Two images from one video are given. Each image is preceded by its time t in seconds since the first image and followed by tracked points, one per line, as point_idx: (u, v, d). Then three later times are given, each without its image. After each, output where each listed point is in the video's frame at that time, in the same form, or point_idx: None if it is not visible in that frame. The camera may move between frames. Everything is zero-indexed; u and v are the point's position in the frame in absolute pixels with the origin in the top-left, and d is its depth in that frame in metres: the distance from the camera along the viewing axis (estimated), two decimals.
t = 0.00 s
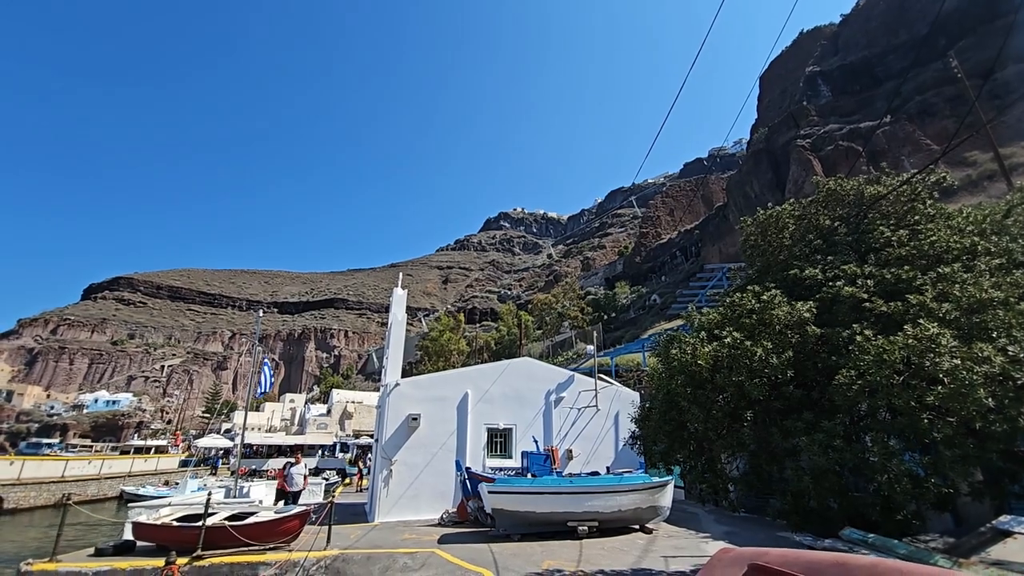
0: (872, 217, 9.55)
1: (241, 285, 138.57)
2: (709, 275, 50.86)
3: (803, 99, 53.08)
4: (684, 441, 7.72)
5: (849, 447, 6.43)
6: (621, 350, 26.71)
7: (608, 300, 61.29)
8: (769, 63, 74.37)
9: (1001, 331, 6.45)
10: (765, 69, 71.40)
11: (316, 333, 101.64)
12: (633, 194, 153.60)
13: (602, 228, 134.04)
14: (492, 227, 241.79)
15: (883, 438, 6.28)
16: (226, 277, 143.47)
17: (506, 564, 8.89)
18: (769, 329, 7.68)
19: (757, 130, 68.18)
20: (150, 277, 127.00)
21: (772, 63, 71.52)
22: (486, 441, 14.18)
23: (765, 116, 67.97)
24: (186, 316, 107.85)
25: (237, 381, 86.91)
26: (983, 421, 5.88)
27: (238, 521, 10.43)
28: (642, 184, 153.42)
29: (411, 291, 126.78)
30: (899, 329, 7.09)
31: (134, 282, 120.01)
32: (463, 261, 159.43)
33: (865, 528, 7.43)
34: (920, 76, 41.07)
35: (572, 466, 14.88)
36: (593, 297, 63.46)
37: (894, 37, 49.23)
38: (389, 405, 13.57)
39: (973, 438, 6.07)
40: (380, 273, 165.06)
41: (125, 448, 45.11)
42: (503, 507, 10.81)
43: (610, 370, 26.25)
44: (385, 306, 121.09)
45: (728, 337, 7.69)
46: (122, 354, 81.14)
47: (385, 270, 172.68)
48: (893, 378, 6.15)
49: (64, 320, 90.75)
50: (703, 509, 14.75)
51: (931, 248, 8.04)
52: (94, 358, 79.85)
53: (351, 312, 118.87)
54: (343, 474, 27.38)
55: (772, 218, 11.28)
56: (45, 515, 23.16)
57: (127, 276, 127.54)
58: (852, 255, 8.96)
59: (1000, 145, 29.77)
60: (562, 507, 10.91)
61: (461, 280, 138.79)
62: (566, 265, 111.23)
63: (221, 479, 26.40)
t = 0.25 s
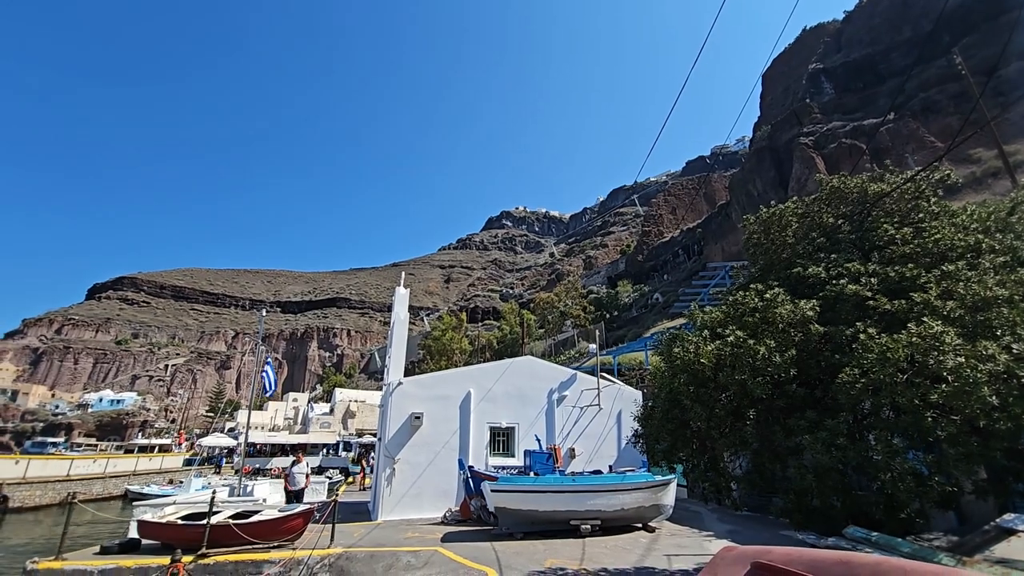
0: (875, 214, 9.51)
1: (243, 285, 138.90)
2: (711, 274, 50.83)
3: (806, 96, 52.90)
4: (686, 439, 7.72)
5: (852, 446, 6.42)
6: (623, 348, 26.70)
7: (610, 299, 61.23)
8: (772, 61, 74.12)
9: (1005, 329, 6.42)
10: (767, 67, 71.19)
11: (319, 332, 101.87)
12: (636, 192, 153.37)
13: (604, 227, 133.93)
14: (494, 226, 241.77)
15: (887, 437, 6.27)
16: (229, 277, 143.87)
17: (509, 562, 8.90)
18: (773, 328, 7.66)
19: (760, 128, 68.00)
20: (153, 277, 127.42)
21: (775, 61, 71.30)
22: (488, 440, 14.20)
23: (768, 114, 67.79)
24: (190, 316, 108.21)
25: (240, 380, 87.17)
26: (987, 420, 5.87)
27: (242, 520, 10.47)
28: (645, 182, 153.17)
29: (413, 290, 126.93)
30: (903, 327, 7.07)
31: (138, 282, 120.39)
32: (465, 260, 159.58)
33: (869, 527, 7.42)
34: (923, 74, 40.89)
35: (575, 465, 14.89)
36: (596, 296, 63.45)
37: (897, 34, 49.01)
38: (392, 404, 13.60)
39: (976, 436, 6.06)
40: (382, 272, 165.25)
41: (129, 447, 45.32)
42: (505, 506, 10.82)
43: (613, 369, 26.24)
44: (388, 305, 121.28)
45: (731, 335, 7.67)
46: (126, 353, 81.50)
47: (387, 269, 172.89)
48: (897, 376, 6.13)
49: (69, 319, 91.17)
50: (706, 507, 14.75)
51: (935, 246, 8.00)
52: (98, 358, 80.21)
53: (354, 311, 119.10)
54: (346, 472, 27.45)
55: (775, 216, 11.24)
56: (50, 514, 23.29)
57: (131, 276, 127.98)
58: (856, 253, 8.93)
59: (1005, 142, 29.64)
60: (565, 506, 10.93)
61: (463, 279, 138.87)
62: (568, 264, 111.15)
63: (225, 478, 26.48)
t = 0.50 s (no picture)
0: (879, 211, 9.46)
1: (247, 283, 139.22)
2: (714, 271, 50.77)
3: (810, 92, 52.66)
4: (689, 437, 7.71)
5: (856, 443, 6.41)
6: (626, 346, 26.69)
7: (613, 297, 61.16)
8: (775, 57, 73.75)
9: (1010, 326, 6.39)
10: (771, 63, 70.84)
11: (322, 330, 102.09)
12: (638, 189, 152.97)
13: (607, 225, 133.73)
14: (497, 224, 241.51)
15: (890, 434, 6.25)
16: (232, 275, 144.30)
17: (512, 559, 8.92)
18: (776, 325, 7.64)
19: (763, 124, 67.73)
20: (157, 275, 127.89)
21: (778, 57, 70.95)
22: (491, 438, 14.23)
23: (771, 110, 67.52)
24: (194, 314, 108.62)
25: (244, 378, 87.51)
26: (991, 417, 5.85)
27: (247, 516, 10.53)
28: (647, 180, 152.81)
29: (416, 288, 127.02)
30: (908, 324, 7.04)
31: (142, 280, 120.85)
32: (467, 258, 159.57)
33: (873, 524, 7.39)
34: (928, 69, 40.64)
35: (578, 462, 14.91)
36: (598, 293, 63.44)
37: (902, 29, 48.70)
38: (395, 401, 13.63)
39: (980, 433, 6.04)
40: (384, 270, 165.48)
41: (134, 444, 45.61)
42: (508, 502, 10.86)
43: (616, 366, 26.19)
44: (390, 303, 121.47)
45: (734, 332, 7.67)
46: (130, 351, 81.92)
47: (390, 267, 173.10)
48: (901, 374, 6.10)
49: (74, 318, 91.63)
50: (709, 505, 14.76)
51: (940, 242, 7.96)
52: (103, 356, 80.69)
53: (356, 309, 119.34)
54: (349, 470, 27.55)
55: (779, 214, 11.22)
56: (56, 510, 23.46)
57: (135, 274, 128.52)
58: (859, 250, 8.90)
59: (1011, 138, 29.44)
60: (567, 502, 10.96)
61: (465, 277, 138.91)
62: (570, 262, 111.04)
63: (229, 475, 26.59)
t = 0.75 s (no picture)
0: (885, 207, 9.42)
1: (250, 281, 139.69)
2: (718, 267, 50.67)
3: (815, 87, 52.37)
4: (692, 433, 7.69)
5: (860, 439, 6.41)
6: (629, 343, 26.69)
7: (615, 294, 61.14)
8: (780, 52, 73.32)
9: (1016, 322, 6.36)
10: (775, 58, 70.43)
11: (326, 328, 102.37)
12: (641, 185, 152.57)
13: (609, 221, 133.53)
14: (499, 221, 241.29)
15: (895, 430, 6.24)
16: (236, 273, 144.76)
17: (515, 554, 8.96)
18: (780, 321, 7.63)
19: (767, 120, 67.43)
20: (161, 273, 128.39)
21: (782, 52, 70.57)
22: (494, 434, 14.27)
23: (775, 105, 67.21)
24: (198, 311, 109.09)
25: (248, 375, 87.88)
26: (997, 413, 5.83)
27: (253, 512, 10.60)
28: (650, 176, 152.36)
29: (418, 285, 127.19)
30: (912, 320, 7.02)
31: (146, 278, 121.37)
32: (470, 255, 159.58)
33: (877, 520, 7.39)
34: (934, 63, 40.36)
35: (581, 459, 14.94)
36: (601, 290, 63.40)
37: (907, 23, 48.33)
38: (398, 398, 13.67)
39: (986, 429, 6.02)
40: (387, 267, 165.68)
41: (140, 441, 45.94)
42: (511, 498, 10.89)
43: (618, 363, 26.20)
44: (393, 300, 121.71)
45: (738, 329, 7.66)
46: (136, 348, 82.36)
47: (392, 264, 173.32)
48: (907, 369, 6.09)
49: (79, 315, 92.15)
50: (712, 501, 14.78)
51: (946, 238, 7.91)
52: (109, 353, 81.17)
53: (360, 306, 119.63)
54: (353, 466, 27.70)
55: (782, 210, 11.19)
56: (63, 507, 23.67)
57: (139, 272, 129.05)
58: (864, 246, 8.87)
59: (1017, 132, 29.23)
60: (571, 499, 10.98)
61: (468, 274, 139.03)
62: (573, 259, 110.96)
63: (234, 471, 26.76)
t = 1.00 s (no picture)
0: (891, 200, 9.34)
1: (254, 278, 140.21)
2: (722, 262, 50.54)
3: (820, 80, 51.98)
4: (696, 428, 7.69)
5: (865, 434, 6.40)
6: (632, 338, 26.68)
7: (619, 289, 61.06)
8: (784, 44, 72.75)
9: None
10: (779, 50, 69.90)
11: (329, 323, 102.69)
12: (644, 180, 152.06)
13: (612, 216, 133.24)
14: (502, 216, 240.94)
15: (900, 425, 6.22)
16: (239, 269, 145.21)
17: (519, 548, 9.01)
18: (784, 316, 7.61)
19: (771, 113, 67.00)
20: (166, 270, 128.93)
21: (787, 45, 70.03)
22: (497, 429, 14.31)
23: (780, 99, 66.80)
24: (202, 308, 109.53)
25: (253, 371, 88.30)
26: (1004, 407, 5.79)
27: (259, 506, 10.68)
28: (654, 170, 151.73)
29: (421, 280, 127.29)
30: (918, 314, 7.00)
31: (151, 275, 121.89)
32: (472, 251, 159.56)
33: (881, 514, 7.38)
34: (941, 55, 39.98)
35: (584, 454, 14.96)
36: (604, 286, 63.32)
37: (914, 14, 47.86)
38: (402, 393, 13.72)
39: (991, 424, 5.99)
40: (390, 263, 165.84)
41: (147, 436, 46.30)
42: (515, 493, 10.92)
43: (621, 358, 26.23)
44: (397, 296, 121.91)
45: (742, 324, 7.64)
46: (141, 345, 82.85)
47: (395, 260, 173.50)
48: (912, 364, 6.07)
49: (85, 312, 92.70)
50: (715, 496, 14.80)
51: (952, 231, 7.86)
52: (115, 349, 81.67)
53: (363, 302, 119.91)
54: (358, 461, 27.86)
55: (787, 204, 11.13)
56: (72, 501, 23.90)
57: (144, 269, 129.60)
58: (870, 240, 8.82)
59: None
60: (574, 493, 11.01)
61: (471, 270, 139.08)
62: (576, 254, 110.84)
63: (240, 466, 26.94)
